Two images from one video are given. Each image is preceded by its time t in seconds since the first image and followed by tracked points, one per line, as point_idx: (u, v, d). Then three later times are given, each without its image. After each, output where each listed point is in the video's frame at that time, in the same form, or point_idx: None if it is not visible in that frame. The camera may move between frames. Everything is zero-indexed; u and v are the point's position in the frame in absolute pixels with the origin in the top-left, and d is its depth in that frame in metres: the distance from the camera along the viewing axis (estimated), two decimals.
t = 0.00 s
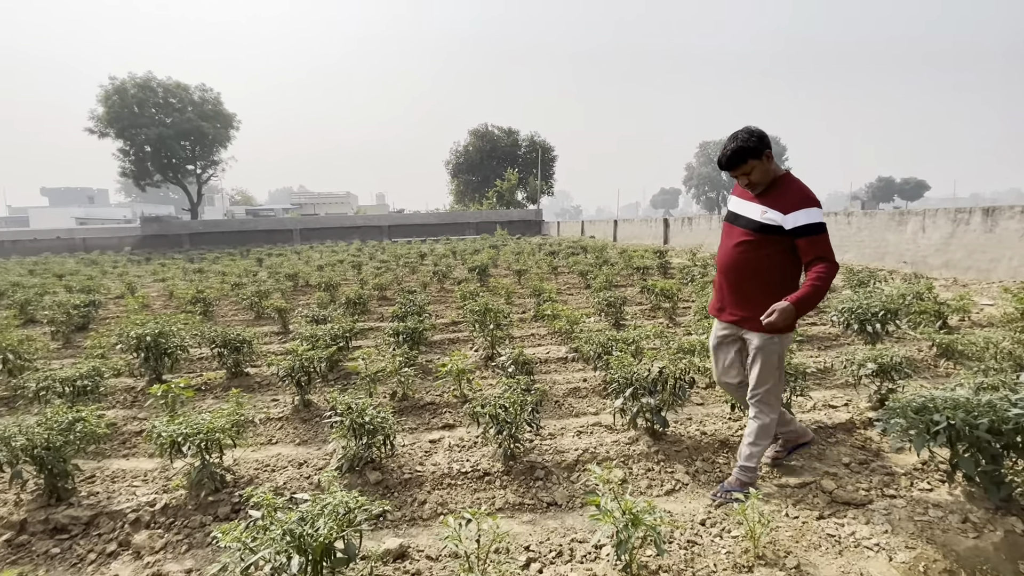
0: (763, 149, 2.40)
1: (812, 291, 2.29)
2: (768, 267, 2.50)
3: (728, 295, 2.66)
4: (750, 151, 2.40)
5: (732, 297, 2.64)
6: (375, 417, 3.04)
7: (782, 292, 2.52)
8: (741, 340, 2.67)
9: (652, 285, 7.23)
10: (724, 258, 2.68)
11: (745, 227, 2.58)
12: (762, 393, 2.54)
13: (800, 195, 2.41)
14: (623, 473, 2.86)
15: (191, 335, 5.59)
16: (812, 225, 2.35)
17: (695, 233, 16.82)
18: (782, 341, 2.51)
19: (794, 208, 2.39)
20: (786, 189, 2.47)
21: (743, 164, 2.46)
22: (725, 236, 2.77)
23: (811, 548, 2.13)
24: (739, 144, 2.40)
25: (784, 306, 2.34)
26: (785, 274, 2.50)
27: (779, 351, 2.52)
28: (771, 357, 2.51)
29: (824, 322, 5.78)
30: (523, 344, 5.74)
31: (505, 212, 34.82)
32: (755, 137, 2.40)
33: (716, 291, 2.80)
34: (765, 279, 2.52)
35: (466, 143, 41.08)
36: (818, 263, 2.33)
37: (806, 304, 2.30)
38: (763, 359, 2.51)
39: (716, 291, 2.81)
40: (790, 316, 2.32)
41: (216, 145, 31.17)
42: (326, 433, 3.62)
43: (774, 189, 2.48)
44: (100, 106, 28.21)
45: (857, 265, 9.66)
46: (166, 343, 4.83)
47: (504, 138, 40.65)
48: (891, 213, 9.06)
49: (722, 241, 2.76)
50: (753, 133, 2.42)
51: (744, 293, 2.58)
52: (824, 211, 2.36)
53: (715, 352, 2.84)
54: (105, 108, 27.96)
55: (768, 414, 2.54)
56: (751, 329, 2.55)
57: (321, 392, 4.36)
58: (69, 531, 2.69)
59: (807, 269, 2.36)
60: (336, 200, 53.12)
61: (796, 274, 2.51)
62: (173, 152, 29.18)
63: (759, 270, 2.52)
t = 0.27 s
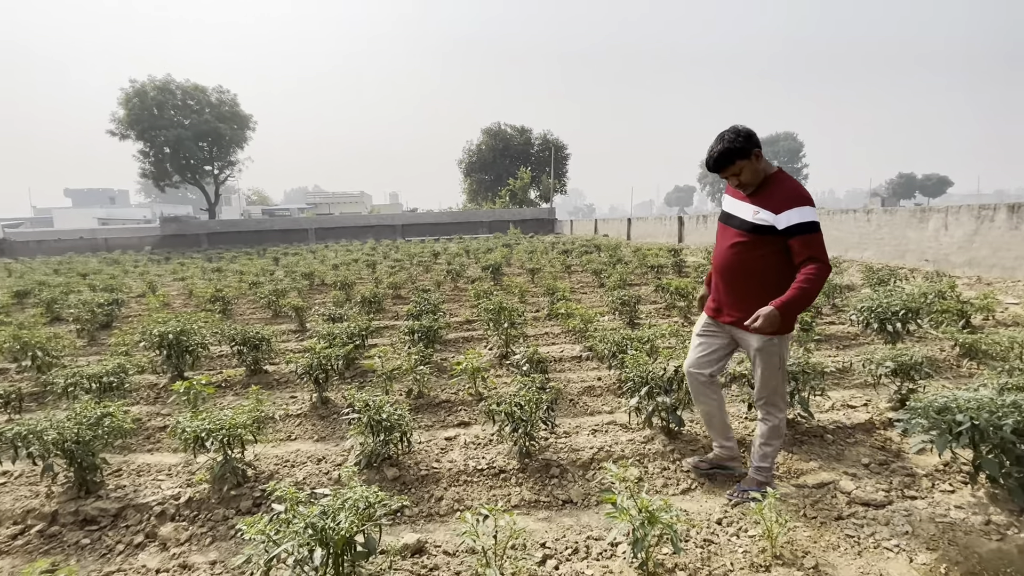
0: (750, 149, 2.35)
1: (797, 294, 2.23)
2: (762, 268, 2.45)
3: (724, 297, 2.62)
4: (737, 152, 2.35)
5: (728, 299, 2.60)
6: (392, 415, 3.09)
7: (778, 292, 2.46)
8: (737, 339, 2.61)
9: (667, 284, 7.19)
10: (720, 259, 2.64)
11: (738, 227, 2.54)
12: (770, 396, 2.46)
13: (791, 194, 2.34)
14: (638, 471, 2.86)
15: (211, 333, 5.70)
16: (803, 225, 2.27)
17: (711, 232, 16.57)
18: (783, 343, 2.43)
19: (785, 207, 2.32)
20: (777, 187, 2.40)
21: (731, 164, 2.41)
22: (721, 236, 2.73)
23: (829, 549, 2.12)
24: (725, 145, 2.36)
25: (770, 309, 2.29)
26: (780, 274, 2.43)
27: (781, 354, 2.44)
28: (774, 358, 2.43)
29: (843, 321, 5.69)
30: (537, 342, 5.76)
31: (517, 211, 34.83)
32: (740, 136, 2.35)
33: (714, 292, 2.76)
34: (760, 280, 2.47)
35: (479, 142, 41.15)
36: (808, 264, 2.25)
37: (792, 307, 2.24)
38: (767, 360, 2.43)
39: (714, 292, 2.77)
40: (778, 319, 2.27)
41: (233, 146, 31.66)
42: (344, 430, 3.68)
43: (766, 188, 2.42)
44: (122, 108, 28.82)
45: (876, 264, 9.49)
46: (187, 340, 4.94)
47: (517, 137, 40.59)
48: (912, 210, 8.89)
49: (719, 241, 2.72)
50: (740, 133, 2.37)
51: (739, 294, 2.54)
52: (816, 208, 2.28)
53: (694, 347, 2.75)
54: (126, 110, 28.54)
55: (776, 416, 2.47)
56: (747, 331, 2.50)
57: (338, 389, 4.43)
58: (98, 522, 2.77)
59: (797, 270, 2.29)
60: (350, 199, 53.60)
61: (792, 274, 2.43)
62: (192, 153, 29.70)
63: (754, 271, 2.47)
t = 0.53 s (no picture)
0: (720, 158, 2.34)
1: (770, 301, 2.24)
2: (736, 275, 2.44)
3: (699, 306, 2.61)
4: (707, 161, 2.34)
5: (703, 308, 2.59)
6: (401, 414, 3.12)
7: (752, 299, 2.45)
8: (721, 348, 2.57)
9: (674, 284, 7.18)
10: (695, 268, 2.62)
11: (711, 236, 2.51)
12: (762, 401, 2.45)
13: (762, 202, 2.34)
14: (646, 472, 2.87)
15: (223, 332, 5.77)
16: (775, 232, 2.27)
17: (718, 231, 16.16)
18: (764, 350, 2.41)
19: (757, 215, 2.32)
20: (748, 195, 2.39)
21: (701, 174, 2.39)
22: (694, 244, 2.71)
23: (837, 551, 2.12)
24: (694, 155, 2.34)
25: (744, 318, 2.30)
26: (753, 282, 2.43)
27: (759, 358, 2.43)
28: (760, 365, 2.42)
29: (852, 322, 5.66)
30: (544, 343, 5.78)
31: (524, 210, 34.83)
32: (710, 146, 2.33)
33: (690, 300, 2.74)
34: (735, 287, 2.45)
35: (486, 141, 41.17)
36: (780, 271, 2.25)
37: (766, 315, 2.25)
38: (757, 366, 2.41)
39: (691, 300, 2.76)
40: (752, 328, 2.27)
41: (242, 145, 31.91)
42: (354, 429, 3.72)
43: (737, 196, 2.41)
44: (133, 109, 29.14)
45: (886, 264, 9.41)
46: (200, 339, 5.01)
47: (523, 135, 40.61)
48: (923, 210, 8.82)
49: (693, 249, 2.70)
50: (709, 142, 2.35)
51: (715, 303, 2.53)
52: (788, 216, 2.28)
53: (686, 361, 2.75)
54: (138, 110, 28.85)
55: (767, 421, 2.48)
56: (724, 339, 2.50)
57: (348, 388, 4.47)
58: (115, 518, 2.83)
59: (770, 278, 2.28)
60: (358, 198, 53.84)
61: (765, 281, 2.43)
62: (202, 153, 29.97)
63: (728, 279, 2.46)
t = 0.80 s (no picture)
0: (676, 167, 2.32)
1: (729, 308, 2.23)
2: (697, 283, 2.43)
3: (664, 315, 2.60)
4: (664, 170, 2.32)
5: (668, 316, 2.57)
6: (402, 418, 3.13)
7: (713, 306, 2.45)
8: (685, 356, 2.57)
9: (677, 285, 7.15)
10: (657, 277, 2.60)
11: (672, 244, 2.49)
12: (708, 411, 2.42)
13: (720, 209, 2.34)
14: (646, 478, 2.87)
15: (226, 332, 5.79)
16: (733, 238, 2.27)
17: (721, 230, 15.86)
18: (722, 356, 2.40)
19: (715, 222, 2.31)
20: (705, 202, 2.38)
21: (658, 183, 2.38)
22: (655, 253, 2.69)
23: (838, 561, 2.12)
24: (651, 164, 2.32)
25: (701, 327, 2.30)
26: (714, 288, 2.42)
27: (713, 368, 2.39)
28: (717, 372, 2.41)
29: (856, 325, 5.63)
30: (546, 345, 5.78)
31: (527, 209, 34.77)
32: (665, 155, 2.31)
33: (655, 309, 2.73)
34: (695, 295, 2.45)
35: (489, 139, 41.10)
36: (739, 278, 2.25)
37: (725, 323, 2.24)
38: (706, 375, 2.40)
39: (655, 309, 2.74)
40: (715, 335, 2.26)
41: (246, 143, 31.96)
42: (355, 432, 3.73)
43: (694, 203, 2.40)
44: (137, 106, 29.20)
45: (891, 265, 9.37)
46: (203, 340, 5.02)
47: (526, 133, 40.44)
48: (928, 211, 8.76)
49: (654, 258, 2.68)
50: (664, 151, 2.34)
51: (679, 312, 2.52)
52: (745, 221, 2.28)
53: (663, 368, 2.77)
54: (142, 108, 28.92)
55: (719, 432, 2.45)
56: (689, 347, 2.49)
57: (350, 390, 4.49)
58: (118, 521, 2.85)
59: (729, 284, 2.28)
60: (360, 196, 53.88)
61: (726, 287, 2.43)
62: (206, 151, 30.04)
63: (689, 286, 2.44)
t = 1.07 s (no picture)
0: (646, 178, 2.30)
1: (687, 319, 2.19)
2: (669, 294, 2.40)
3: (641, 327, 2.58)
4: (634, 182, 2.30)
5: (644, 328, 2.56)
6: (399, 424, 3.12)
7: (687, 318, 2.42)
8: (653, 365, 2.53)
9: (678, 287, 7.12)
10: (633, 288, 2.59)
11: (646, 255, 2.47)
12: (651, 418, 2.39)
13: (692, 220, 2.30)
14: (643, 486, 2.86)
15: (225, 332, 5.79)
16: (703, 250, 2.23)
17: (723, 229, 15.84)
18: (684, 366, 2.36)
19: (686, 234, 2.28)
20: (676, 213, 2.36)
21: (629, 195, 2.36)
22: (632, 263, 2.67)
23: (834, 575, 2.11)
24: (620, 176, 2.30)
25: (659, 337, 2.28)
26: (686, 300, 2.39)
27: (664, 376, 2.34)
28: (673, 380, 2.36)
29: (857, 329, 5.61)
30: (545, 346, 5.76)
31: (529, 206, 34.69)
32: (635, 166, 2.29)
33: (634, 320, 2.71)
34: (668, 306, 2.42)
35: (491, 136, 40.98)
36: (706, 290, 2.21)
37: (689, 335, 2.21)
38: (655, 379, 2.36)
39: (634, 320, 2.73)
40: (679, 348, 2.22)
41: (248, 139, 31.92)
42: (353, 436, 3.73)
43: (666, 214, 2.37)
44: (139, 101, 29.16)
45: (893, 267, 9.32)
46: (202, 341, 5.02)
47: (529, 130, 40.32)
48: (932, 213, 8.71)
49: (631, 269, 2.66)
50: (635, 162, 2.32)
51: (654, 324, 2.50)
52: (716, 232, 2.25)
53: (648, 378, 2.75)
54: (144, 103, 28.88)
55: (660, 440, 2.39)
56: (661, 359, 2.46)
57: (348, 393, 4.48)
58: (115, 526, 2.85)
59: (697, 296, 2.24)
60: (362, 192, 53.82)
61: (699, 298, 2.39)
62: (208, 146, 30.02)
63: (660, 298, 2.43)
